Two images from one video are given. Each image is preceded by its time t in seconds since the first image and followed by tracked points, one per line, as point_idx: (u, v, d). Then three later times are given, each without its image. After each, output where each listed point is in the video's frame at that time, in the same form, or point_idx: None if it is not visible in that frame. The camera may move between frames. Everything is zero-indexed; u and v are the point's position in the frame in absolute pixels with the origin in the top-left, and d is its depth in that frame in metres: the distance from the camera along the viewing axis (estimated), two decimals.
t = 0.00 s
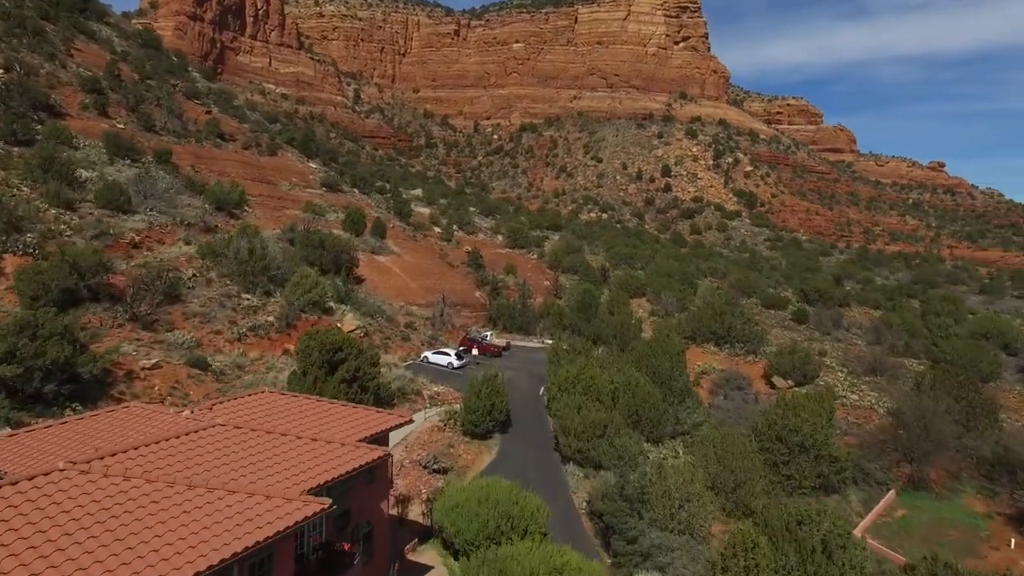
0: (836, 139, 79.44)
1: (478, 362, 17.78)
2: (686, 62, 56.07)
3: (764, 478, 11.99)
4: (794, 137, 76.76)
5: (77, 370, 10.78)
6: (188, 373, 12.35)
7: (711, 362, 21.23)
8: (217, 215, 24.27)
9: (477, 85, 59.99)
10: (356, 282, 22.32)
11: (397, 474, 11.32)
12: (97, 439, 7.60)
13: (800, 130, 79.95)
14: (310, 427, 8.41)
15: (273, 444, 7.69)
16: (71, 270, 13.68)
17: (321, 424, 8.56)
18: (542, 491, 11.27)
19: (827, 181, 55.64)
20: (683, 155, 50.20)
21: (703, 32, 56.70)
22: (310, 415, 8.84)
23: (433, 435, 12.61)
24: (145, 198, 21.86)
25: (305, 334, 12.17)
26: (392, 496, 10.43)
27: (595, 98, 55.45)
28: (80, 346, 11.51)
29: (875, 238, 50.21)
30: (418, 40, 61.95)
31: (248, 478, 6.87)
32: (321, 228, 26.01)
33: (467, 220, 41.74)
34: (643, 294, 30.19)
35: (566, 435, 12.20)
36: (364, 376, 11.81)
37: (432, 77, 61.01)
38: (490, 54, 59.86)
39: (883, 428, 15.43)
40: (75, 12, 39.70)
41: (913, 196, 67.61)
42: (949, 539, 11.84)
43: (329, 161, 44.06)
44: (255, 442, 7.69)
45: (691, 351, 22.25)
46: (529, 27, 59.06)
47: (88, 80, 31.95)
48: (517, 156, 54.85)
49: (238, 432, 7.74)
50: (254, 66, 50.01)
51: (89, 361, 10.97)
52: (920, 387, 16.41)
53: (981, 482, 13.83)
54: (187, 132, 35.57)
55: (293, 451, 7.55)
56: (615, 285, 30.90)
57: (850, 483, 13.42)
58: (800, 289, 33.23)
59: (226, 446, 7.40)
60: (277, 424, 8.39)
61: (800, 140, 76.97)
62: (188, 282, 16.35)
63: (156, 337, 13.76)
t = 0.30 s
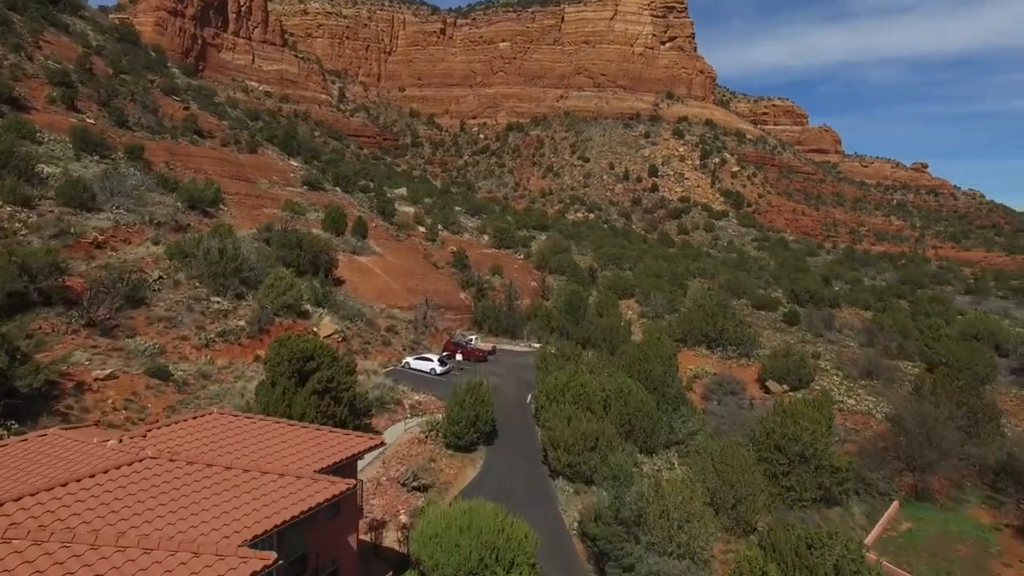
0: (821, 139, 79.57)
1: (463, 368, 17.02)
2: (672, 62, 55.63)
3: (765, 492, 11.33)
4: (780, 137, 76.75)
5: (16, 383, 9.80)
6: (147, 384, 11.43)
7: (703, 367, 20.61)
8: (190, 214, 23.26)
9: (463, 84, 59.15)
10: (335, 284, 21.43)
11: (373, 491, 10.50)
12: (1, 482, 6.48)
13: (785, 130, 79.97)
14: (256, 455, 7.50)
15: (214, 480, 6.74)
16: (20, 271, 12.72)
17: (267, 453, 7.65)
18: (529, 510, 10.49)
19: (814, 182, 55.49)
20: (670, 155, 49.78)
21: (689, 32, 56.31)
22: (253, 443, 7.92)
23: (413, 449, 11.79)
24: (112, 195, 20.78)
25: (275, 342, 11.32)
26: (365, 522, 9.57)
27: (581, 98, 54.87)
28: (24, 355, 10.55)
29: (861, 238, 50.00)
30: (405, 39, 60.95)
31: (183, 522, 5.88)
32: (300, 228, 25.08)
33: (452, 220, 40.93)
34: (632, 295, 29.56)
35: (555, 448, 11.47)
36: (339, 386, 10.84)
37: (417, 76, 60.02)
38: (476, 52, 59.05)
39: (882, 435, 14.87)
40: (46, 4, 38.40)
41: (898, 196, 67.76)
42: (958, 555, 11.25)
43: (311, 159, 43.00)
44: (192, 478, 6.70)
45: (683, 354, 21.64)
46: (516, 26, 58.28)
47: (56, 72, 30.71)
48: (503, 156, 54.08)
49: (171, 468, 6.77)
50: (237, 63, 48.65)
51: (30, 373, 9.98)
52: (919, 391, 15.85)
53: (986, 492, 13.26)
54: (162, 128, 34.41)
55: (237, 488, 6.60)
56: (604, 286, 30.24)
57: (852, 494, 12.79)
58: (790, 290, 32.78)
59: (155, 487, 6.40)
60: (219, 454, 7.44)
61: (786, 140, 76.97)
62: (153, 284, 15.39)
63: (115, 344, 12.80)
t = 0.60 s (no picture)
0: (807, 140, 79.64)
1: (447, 374, 16.23)
2: (659, 62, 55.15)
3: (768, 508, 10.69)
4: (767, 138, 76.64)
5: None
6: (101, 397, 10.50)
7: (696, 371, 19.99)
8: (162, 212, 22.23)
9: (449, 83, 58.31)
10: (314, 286, 20.54)
11: (347, 514, 9.65)
12: None
13: (772, 131, 79.89)
14: (200, 483, 6.38)
15: (143, 518, 5.57)
16: None
17: (215, 480, 6.56)
18: (517, 532, 9.68)
19: (801, 182, 55.30)
20: (658, 155, 49.32)
21: (676, 32, 55.86)
22: (200, 464, 6.81)
23: (391, 466, 10.95)
24: (77, 193, 19.70)
25: (238, 353, 10.32)
26: (335, 552, 8.68)
27: (568, 98, 54.25)
28: None
29: (848, 238, 49.76)
30: (391, 37, 59.88)
31: None
32: (278, 228, 24.12)
33: (438, 220, 40.12)
34: (622, 296, 28.92)
35: (544, 463, 10.72)
36: (315, 397, 10.18)
37: (404, 75, 59.03)
38: (462, 51, 58.17)
39: (885, 444, 14.32)
40: None
41: (883, 197, 67.84)
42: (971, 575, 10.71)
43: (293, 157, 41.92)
44: (112, 517, 5.48)
45: (675, 358, 21.02)
46: (502, 25, 57.43)
47: (24, 65, 29.42)
48: (490, 155, 53.31)
49: (87, 504, 5.54)
50: (220, 61, 47.26)
51: None
52: (921, 397, 15.29)
53: (994, 504, 12.74)
54: (137, 124, 33.24)
55: (170, 531, 5.48)
56: (592, 288, 29.57)
57: (858, 508, 12.17)
58: (780, 292, 32.30)
59: (62, 529, 5.14)
60: (155, 481, 6.30)
61: (772, 141, 76.89)
62: (116, 287, 14.43)
63: (69, 352, 11.84)
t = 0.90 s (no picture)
0: (791, 141, 79.67)
1: (427, 382, 15.33)
2: (645, 62, 54.52)
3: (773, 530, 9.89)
4: (752, 138, 76.51)
5: None
6: (38, 415, 9.46)
7: (687, 376, 19.29)
8: (127, 211, 21.06)
9: (433, 82, 57.35)
10: (287, 289, 19.52)
11: (314, 543, 8.69)
12: None
13: (756, 131, 79.80)
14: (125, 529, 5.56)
15: None
16: None
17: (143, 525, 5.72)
18: (501, 561, 8.76)
19: (785, 182, 55.05)
20: (643, 155, 48.78)
21: (661, 31, 55.30)
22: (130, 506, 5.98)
23: (364, 487, 10.04)
24: (33, 190, 18.45)
25: (193, 366, 9.29)
26: None
27: (553, 97, 53.47)
28: None
29: (833, 239, 49.51)
30: (373, 35, 58.63)
31: None
32: (252, 228, 23.02)
33: (420, 219, 39.21)
34: (609, 298, 28.18)
35: (530, 484, 9.87)
36: (280, 411, 9.25)
37: (387, 73, 57.88)
38: (446, 50, 57.17)
39: (888, 454, 13.67)
40: None
41: (867, 197, 67.95)
42: None
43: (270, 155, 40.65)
44: None
45: (664, 362, 20.32)
46: (487, 23, 56.47)
47: None
48: (474, 155, 52.42)
49: None
50: (199, 57, 45.88)
51: None
52: (923, 404, 14.64)
53: (1003, 518, 12.14)
54: (106, 119, 31.88)
55: None
56: (578, 289, 28.80)
57: (864, 525, 11.46)
58: (768, 293, 31.76)
59: None
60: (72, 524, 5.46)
61: (757, 141, 76.77)
62: (67, 291, 13.32)
63: (7, 364, 10.76)
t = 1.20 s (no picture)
0: (777, 141, 79.61)
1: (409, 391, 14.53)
2: (632, 61, 53.93)
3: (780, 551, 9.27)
4: (738, 138, 76.36)
5: None
6: None
7: (680, 381, 18.66)
8: (94, 210, 20.03)
9: (419, 81, 56.50)
10: (263, 292, 18.61)
11: None
12: None
13: (742, 131, 79.67)
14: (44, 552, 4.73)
15: None
16: None
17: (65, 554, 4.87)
18: None
19: (772, 182, 54.80)
20: (630, 154, 48.31)
21: (649, 31, 54.79)
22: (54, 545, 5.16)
23: (338, 509, 9.21)
24: None
25: (149, 379, 8.43)
26: None
27: (540, 96, 52.77)
28: None
29: (821, 239, 49.20)
30: (359, 33, 57.52)
31: None
32: (227, 228, 22.03)
33: (405, 219, 38.47)
34: (598, 300, 27.49)
35: (519, 505, 9.11)
36: (245, 426, 8.44)
37: (372, 72, 56.86)
38: (432, 49, 56.24)
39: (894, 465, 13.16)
40: None
41: (853, 197, 67.98)
42: None
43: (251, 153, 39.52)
44: None
45: (656, 366, 19.68)
46: (473, 22, 55.65)
47: None
48: (461, 155, 51.65)
49: None
50: (181, 55, 44.54)
51: None
52: (927, 412, 14.16)
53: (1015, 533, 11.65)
54: (77, 115, 30.65)
55: None
56: (566, 291, 28.09)
57: (872, 543, 10.93)
58: (759, 295, 31.23)
59: None
60: None
61: (743, 142, 76.63)
62: (19, 296, 12.34)
63: None
